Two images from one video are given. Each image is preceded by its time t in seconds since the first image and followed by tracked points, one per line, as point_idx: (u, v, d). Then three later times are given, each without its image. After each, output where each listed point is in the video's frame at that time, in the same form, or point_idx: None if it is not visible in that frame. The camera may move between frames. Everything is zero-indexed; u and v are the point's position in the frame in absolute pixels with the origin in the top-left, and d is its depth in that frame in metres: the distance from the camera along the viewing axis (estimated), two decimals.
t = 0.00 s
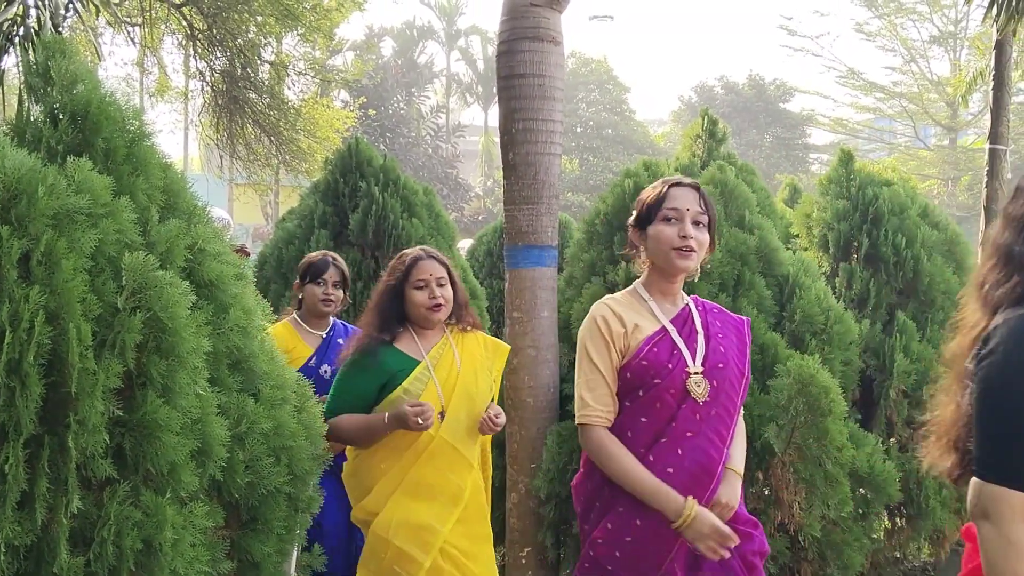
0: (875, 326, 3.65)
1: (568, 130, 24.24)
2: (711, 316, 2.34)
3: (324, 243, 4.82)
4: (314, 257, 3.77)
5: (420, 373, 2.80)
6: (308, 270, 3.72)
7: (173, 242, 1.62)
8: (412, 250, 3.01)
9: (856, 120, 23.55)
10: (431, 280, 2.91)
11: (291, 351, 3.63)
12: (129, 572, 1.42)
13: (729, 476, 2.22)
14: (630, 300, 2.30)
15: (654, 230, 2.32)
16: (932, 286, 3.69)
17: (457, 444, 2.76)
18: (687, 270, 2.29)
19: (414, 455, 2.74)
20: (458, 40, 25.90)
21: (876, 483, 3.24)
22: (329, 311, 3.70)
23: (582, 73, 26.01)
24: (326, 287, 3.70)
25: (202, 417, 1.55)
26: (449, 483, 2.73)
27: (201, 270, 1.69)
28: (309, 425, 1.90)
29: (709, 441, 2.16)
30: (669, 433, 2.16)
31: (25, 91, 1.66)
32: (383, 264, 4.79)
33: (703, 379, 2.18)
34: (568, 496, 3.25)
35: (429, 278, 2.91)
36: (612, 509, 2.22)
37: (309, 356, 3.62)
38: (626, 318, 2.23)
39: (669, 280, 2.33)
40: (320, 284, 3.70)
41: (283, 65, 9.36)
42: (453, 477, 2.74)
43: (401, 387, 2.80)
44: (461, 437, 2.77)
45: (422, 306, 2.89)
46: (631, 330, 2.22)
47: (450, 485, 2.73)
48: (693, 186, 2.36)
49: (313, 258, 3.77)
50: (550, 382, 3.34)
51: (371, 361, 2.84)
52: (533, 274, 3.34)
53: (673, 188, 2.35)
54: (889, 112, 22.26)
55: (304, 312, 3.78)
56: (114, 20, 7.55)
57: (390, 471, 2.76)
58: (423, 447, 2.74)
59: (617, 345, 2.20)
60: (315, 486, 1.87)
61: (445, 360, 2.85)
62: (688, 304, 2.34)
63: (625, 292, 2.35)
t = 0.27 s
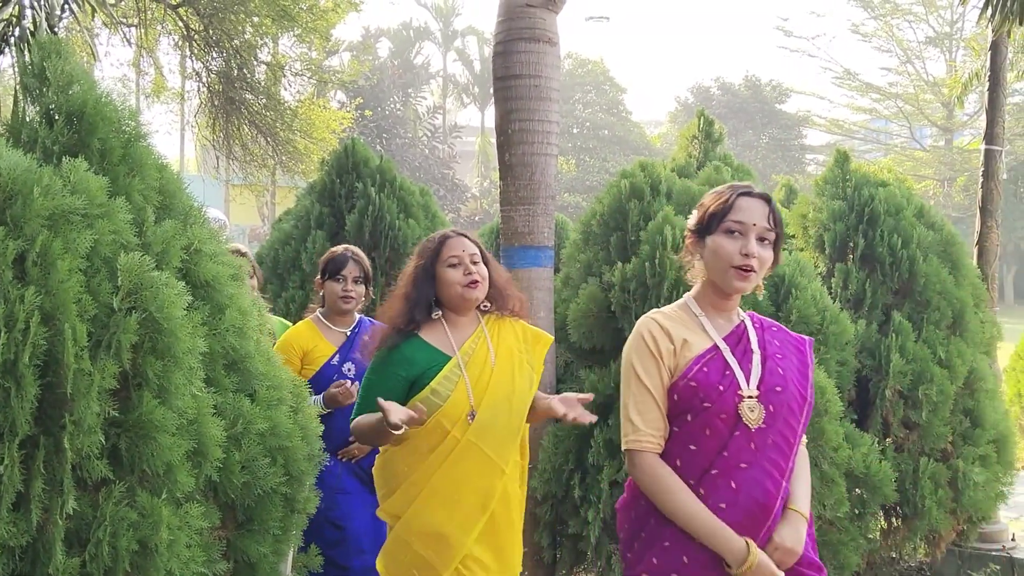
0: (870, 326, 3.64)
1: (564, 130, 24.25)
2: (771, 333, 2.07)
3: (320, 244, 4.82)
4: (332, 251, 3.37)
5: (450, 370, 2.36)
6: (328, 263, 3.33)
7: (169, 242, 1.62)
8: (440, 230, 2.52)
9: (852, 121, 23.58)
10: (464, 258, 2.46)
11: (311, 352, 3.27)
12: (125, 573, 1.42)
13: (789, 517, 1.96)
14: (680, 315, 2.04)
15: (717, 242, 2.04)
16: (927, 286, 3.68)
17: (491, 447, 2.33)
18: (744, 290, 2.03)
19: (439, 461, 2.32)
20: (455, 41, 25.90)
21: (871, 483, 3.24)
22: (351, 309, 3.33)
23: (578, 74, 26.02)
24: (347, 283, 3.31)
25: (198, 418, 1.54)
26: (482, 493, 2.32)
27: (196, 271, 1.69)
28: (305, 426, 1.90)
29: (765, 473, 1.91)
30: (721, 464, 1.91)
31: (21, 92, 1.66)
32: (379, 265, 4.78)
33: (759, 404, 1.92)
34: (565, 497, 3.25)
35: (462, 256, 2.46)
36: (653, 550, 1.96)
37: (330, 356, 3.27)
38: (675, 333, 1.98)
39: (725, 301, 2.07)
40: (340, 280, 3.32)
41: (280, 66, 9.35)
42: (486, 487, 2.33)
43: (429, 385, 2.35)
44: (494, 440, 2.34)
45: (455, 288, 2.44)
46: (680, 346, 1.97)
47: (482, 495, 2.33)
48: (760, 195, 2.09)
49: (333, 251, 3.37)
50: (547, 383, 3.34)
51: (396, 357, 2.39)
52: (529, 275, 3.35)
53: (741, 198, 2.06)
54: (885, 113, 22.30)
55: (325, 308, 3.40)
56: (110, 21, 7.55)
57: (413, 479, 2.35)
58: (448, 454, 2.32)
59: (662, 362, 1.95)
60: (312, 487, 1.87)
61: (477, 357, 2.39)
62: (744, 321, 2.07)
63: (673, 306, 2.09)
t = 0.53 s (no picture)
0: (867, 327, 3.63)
1: (561, 131, 24.25)
2: (875, 334, 1.86)
3: (317, 244, 4.81)
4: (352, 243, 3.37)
5: (480, 370, 2.29)
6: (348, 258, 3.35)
7: (166, 243, 1.61)
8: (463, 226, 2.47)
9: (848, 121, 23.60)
10: (490, 253, 2.40)
11: (333, 349, 3.21)
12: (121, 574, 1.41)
13: (901, 541, 1.76)
14: (770, 314, 1.87)
15: (815, 226, 1.87)
16: (924, 286, 3.65)
17: (518, 447, 2.26)
18: (845, 280, 1.84)
19: (466, 462, 2.24)
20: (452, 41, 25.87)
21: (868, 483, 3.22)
22: (372, 303, 3.32)
23: (575, 74, 26.02)
24: (370, 275, 3.31)
25: (194, 418, 1.54)
26: (512, 496, 2.23)
27: (193, 271, 1.69)
28: (302, 427, 1.90)
29: (875, 492, 1.72)
30: (824, 482, 1.73)
31: (17, 93, 1.66)
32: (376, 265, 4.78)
33: (867, 412, 1.73)
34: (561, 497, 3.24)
35: (488, 251, 2.40)
36: None
37: (353, 352, 3.23)
38: (764, 336, 1.81)
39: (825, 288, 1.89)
40: (362, 273, 3.32)
41: (276, 66, 9.34)
42: (514, 488, 2.23)
43: (460, 386, 2.28)
44: (521, 439, 2.26)
45: (480, 284, 2.38)
46: (771, 350, 1.80)
47: (513, 496, 2.23)
48: (860, 177, 1.92)
49: (352, 244, 3.37)
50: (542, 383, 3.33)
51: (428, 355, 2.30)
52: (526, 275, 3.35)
53: (839, 179, 1.90)
54: (881, 114, 22.34)
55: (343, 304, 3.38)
56: (105, 21, 7.53)
57: (441, 486, 2.26)
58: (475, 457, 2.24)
59: (749, 369, 1.79)
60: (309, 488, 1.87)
61: (506, 353, 2.33)
62: (845, 320, 1.88)
63: (762, 304, 1.92)
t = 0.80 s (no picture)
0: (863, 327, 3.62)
1: (557, 131, 24.26)
2: (968, 339, 1.69)
3: (313, 245, 4.81)
4: (377, 238, 3.01)
5: (518, 394, 2.05)
6: (376, 256, 2.98)
7: (162, 243, 1.61)
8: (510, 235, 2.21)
9: (844, 122, 23.62)
10: (534, 268, 2.13)
11: (357, 348, 3.00)
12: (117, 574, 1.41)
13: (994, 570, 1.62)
14: (851, 320, 1.70)
15: (899, 223, 1.68)
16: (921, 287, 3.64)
17: (559, 476, 2.04)
18: (937, 285, 1.65)
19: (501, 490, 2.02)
20: (448, 42, 25.87)
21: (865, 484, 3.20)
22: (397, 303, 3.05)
23: (571, 75, 26.03)
24: (397, 278, 3.00)
25: (191, 418, 1.54)
26: (551, 530, 2.02)
27: (189, 271, 1.69)
28: (298, 427, 1.90)
29: (971, 514, 1.55)
30: (916, 504, 1.55)
31: (12, 93, 1.65)
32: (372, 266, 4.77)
33: (960, 431, 1.55)
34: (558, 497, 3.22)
35: (532, 265, 2.13)
36: None
37: (378, 351, 3.03)
38: (843, 347, 1.64)
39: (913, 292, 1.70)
40: (389, 275, 2.99)
41: (272, 67, 9.34)
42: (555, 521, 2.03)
43: (499, 407, 2.05)
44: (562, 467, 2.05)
45: (521, 302, 2.12)
46: (851, 361, 1.63)
47: (552, 530, 2.02)
48: (947, 162, 1.71)
49: (377, 239, 3.01)
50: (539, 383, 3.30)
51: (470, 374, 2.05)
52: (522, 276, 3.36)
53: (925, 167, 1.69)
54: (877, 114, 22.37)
55: (362, 300, 3.08)
56: (101, 21, 7.52)
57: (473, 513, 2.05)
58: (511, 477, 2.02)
59: (825, 385, 1.61)
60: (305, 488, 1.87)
61: (548, 374, 2.08)
62: (934, 325, 1.71)
63: (843, 307, 1.75)
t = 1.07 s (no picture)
0: (859, 327, 3.61)
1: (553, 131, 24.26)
2: None
3: (309, 245, 4.80)
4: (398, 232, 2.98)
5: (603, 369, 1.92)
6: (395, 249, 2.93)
7: (157, 244, 1.61)
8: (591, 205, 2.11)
9: (840, 122, 23.63)
10: (616, 235, 2.03)
11: (383, 341, 2.84)
12: None
13: None
14: (933, 347, 1.51)
15: (974, 251, 1.50)
16: (915, 287, 3.64)
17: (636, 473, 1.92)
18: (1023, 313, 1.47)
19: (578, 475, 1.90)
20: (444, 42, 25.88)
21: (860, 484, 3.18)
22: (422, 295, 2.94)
23: (567, 75, 26.04)
24: (418, 267, 2.93)
25: (186, 420, 1.54)
26: (629, 524, 1.89)
27: (184, 272, 1.69)
28: (293, 428, 1.90)
29: None
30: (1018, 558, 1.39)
31: (7, 94, 1.65)
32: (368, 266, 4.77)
33: None
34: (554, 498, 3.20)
35: (614, 231, 2.03)
36: None
37: (406, 343, 2.87)
38: (925, 375, 1.46)
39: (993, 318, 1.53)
40: (411, 265, 2.93)
41: (268, 67, 9.34)
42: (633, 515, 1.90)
43: (578, 383, 1.92)
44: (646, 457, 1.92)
45: (606, 268, 2.01)
46: (936, 391, 1.45)
47: (627, 523, 1.89)
48: None
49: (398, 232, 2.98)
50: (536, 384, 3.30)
51: (542, 347, 1.92)
52: (518, 277, 3.35)
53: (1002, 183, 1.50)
54: (872, 115, 22.40)
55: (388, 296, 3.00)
56: (97, 21, 7.52)
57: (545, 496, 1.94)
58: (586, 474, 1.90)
59: (907, 420, 1.44)
60: (301, 490, 1.87)
61: (633, 353, 1.95)
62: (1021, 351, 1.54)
63: (921, 333, 1.57)
